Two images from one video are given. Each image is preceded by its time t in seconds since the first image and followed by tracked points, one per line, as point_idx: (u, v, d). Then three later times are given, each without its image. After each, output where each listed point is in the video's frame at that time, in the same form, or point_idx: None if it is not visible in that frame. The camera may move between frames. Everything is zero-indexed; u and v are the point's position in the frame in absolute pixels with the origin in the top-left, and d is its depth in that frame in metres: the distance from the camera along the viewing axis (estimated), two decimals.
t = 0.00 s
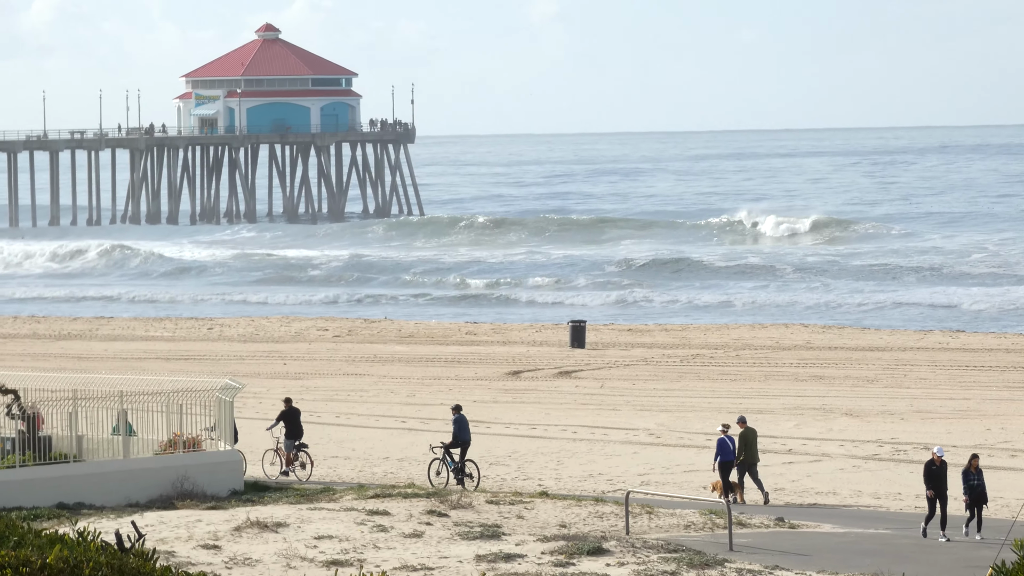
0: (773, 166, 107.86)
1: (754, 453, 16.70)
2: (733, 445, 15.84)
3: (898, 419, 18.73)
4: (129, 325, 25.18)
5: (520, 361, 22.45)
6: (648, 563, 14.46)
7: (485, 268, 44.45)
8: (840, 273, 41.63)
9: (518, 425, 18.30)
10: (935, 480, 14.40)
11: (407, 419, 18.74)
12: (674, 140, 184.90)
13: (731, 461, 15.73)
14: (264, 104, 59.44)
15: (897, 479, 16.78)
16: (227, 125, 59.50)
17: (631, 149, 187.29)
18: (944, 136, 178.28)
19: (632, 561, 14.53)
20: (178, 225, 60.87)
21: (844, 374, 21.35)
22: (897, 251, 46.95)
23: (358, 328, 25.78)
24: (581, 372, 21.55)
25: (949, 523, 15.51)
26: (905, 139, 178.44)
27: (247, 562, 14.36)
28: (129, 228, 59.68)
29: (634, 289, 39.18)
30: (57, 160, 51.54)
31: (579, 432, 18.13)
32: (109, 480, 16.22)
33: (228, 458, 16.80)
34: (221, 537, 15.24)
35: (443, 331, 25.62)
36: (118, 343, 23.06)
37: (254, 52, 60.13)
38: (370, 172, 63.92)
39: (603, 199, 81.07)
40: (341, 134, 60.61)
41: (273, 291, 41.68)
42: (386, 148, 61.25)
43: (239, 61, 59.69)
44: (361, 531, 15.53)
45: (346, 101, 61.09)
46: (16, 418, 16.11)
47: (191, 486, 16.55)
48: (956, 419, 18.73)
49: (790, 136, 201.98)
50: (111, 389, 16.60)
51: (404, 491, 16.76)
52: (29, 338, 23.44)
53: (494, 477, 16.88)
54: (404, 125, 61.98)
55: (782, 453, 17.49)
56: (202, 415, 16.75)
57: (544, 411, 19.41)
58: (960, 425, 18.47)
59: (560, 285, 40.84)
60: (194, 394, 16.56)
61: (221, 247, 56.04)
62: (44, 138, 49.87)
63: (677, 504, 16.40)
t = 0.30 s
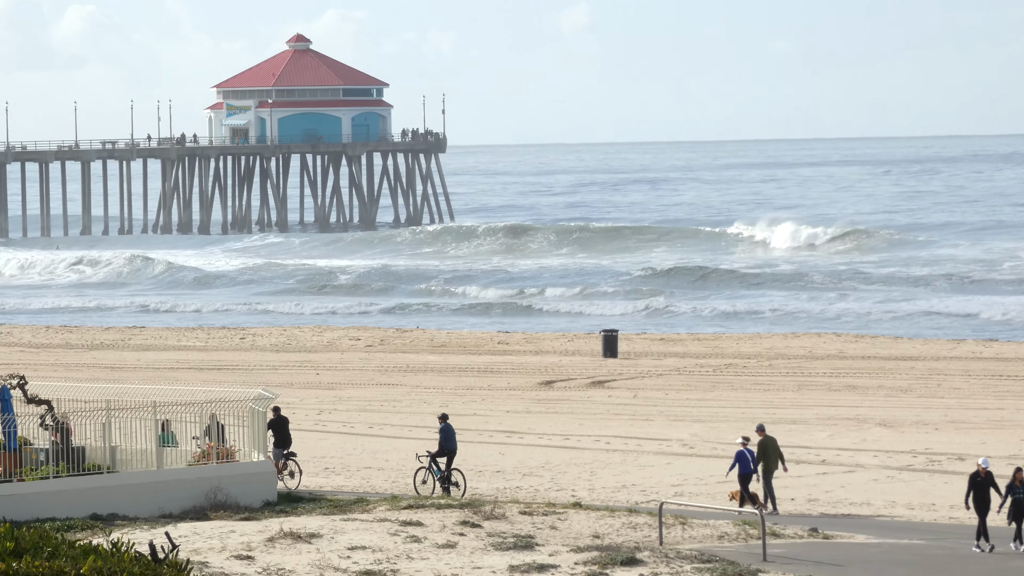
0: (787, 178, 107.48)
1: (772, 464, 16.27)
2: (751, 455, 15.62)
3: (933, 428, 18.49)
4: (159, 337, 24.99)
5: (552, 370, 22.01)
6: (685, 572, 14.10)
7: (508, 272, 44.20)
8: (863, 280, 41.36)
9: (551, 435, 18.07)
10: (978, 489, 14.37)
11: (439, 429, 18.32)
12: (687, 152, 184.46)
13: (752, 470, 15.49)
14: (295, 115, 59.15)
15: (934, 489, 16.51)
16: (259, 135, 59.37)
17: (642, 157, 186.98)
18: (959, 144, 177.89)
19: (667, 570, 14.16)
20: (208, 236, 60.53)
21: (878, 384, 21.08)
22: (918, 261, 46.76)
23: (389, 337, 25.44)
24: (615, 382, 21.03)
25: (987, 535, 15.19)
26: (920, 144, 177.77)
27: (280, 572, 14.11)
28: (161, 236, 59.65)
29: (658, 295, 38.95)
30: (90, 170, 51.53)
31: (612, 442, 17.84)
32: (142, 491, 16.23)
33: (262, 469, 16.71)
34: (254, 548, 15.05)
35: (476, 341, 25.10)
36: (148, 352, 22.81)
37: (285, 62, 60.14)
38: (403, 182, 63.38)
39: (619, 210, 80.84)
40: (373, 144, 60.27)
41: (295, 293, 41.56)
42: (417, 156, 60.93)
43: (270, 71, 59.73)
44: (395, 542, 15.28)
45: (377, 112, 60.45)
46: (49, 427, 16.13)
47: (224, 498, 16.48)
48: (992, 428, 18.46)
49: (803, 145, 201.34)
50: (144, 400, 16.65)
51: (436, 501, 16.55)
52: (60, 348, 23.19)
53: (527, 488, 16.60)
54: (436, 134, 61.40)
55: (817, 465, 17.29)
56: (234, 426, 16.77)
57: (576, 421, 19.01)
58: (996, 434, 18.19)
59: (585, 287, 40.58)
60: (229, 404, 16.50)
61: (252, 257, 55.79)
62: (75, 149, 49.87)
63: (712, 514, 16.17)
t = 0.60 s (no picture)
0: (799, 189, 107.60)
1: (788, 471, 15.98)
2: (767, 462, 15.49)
3: (964, 435, 18.42)
4: (190, 343, 25.02)
5: (584, 377, 21.85)
6: None
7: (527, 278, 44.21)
8: (881, 286, 41.27)
9: (583, 442, 18.06)
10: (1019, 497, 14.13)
11: (472, 436, 18.46)
12: (697, 163, 184.71)
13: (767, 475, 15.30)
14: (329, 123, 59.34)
15: (965, 495, 16.38)
16: (291, 143, 59.41)
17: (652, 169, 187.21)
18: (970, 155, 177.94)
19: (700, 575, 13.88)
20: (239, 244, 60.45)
21: (908, 391, 21.01)
22: (935, 269, 46.72)
23: (420, 343, 25.42)
24: (645, 389, 20.88)
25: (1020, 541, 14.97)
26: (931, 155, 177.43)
27: None
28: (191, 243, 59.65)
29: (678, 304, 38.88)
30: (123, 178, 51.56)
31: (642, 448, 17.74)
32: (173, 498, 16.23)
33: (292, 476, 16.67)
34: (285, 555, 14.85)
35: (506, 347, 25.09)
36: (180, 359, 22.81)
37: (315, 71, 60.30)
38: (432, 190, 63.34)
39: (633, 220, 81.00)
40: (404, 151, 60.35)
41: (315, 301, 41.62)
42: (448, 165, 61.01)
43: (301, 79, 59.74)
44: (425, 548, 15.02)
45: (408, 120, 61.12)
46: (79, 434, 16.12)
47: (255, 505, 16.47)
48: None
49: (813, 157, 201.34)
50: (174, 407, 16.65)
51: (466, 508, 16.38)
52: (93, 354, 23.21)
53: (558, 496, 16.46)
54: (466, 142, 61.45)
55: (847, 472, 17.14)
56: (265, 434, 16.78)
57: (607, 427, 18.86)
58: None
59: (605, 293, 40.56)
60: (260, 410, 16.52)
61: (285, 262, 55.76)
62: (107, 155, 49.96)
63: (744, 521, 15.95)
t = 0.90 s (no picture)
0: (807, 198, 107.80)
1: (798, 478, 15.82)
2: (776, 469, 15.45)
3: (989, 442, 18.40)
4: (214, 352, 25.04)
5: (609, 386, 21.81)
6: None
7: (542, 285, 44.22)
8: (894, 293, 41.28)
9: (608, 449, 18.01)
10: None
11: (495, 444, 18.37)
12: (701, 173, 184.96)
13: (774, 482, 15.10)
14: (352, 131, 59.38)
15: (990, 503, 16.30)
16: (316, 151, 59.64)
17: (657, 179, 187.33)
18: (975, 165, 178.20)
19: None
20: (264, 252, 60.53)
21: (933, 399, 20.99)
22: (947, 276, 46.76)
23: (444, 351, 25.43)
24: (669, 397, 20.86)
25: None
26: (937, 163, 177.37)
27: None
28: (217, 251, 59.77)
29: (693, 311, 38.83)
30: (147, 188, 51.57)
31: (667, 457, 17.71)
32: (198, 506, 16.21)
33: (316, 484, 16.64)
34: (309, 563, 14.62)
35: (530, 355, 25.09)
36: (204, 367, 22.80)
37: (340, 79, 60.16)
38: (458, 197, 63.15)
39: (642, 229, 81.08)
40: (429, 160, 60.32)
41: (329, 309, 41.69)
42: (473, 172, 60.98)
43: (325, 87, 59.76)
44: (450, 556, 14.77)
45: (433, 128, 60.48)
46: (104, 443, 16.20)
47: (279, 512, 16.44)
48: None
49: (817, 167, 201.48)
50: (199, 415, 16.67)
51: (490, 516, 16.22)
52: (118, 363, 23.20)
53: (583, 504, 16.35)
54: (491, 150, 61.04)
55: (872, 479, 17.06)
56: (288, 442, 16.78)
57: (632, 434, 18.78)
58: None
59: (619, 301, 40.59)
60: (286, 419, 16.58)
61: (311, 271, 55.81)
62: (132, 165, 49.99)
63: (770, 529, 15.75)
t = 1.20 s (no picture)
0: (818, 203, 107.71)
1: (807, 487, 15.73)
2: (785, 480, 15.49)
3: (1012, 452, 18.31)
4: (237, 365, 25.07)
5: (631, 397, 21.77)
6: None
7: (557, 292, 44.24)
8: (909, 298, 41.20)
9: (630, 460, 18.00)
10: None
11: (517, 455, 18.36)
12: (712, 178, 184.94)
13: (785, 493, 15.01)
14: (372, 142, 59.30)
15: (1013, 513, 16.18)
16: (336, 161, 59.61)
17: (667, 180, 187.23)
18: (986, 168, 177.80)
19: None
20: (285, 262, 60.37)
21: (956, 408, 20.92)
22: (961, 282, 46.70)
23: (466, 363, 25.43)
24: (691, 408, 20.83)
25: None
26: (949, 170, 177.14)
27: None
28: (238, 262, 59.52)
29: (709, 317, 38.77)
30: (168, 199, 51.50)
31: (690, 467, 17.67)
32: (221, 518, 16.20)
33: (339, 496, 16.60)
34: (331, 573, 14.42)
35: (553, 367, 25.09)
36: (227, 380, 22.82)
37: (360, 92, 60.41)
38: (478, 207, 63.08)
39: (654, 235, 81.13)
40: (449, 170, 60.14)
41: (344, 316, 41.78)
42: (493, 181, 60.76)
43: (347, 99, 59.88)
44: (472, 567, 14.55)
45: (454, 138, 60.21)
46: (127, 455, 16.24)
47: (303, 524, 16.42)
48: None
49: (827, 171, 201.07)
50: (222, 427, 16.67)
51: (513, 527, 16.11)
52: (142, 377, 23.24)
53: (606, 515, 16.25)
54: (511, 159, 60.97)
55: (896, 490, 16.95)
56: (312, 454, 16.78)
57: (655, 444, 18.72)
58: None
59: (634, 308, 40.57)
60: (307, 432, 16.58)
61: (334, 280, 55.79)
62: (153, 176, 49.97)
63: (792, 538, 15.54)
